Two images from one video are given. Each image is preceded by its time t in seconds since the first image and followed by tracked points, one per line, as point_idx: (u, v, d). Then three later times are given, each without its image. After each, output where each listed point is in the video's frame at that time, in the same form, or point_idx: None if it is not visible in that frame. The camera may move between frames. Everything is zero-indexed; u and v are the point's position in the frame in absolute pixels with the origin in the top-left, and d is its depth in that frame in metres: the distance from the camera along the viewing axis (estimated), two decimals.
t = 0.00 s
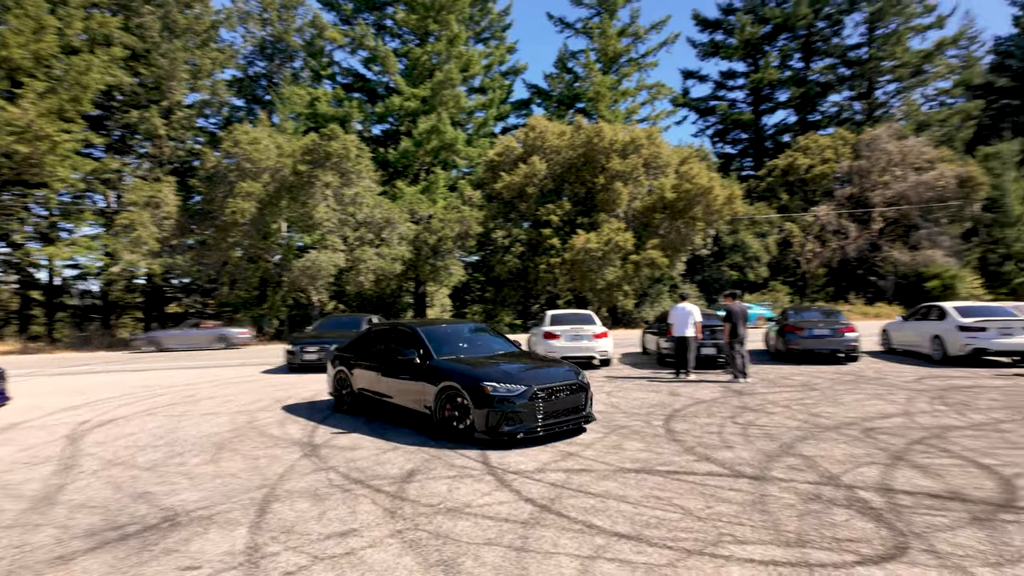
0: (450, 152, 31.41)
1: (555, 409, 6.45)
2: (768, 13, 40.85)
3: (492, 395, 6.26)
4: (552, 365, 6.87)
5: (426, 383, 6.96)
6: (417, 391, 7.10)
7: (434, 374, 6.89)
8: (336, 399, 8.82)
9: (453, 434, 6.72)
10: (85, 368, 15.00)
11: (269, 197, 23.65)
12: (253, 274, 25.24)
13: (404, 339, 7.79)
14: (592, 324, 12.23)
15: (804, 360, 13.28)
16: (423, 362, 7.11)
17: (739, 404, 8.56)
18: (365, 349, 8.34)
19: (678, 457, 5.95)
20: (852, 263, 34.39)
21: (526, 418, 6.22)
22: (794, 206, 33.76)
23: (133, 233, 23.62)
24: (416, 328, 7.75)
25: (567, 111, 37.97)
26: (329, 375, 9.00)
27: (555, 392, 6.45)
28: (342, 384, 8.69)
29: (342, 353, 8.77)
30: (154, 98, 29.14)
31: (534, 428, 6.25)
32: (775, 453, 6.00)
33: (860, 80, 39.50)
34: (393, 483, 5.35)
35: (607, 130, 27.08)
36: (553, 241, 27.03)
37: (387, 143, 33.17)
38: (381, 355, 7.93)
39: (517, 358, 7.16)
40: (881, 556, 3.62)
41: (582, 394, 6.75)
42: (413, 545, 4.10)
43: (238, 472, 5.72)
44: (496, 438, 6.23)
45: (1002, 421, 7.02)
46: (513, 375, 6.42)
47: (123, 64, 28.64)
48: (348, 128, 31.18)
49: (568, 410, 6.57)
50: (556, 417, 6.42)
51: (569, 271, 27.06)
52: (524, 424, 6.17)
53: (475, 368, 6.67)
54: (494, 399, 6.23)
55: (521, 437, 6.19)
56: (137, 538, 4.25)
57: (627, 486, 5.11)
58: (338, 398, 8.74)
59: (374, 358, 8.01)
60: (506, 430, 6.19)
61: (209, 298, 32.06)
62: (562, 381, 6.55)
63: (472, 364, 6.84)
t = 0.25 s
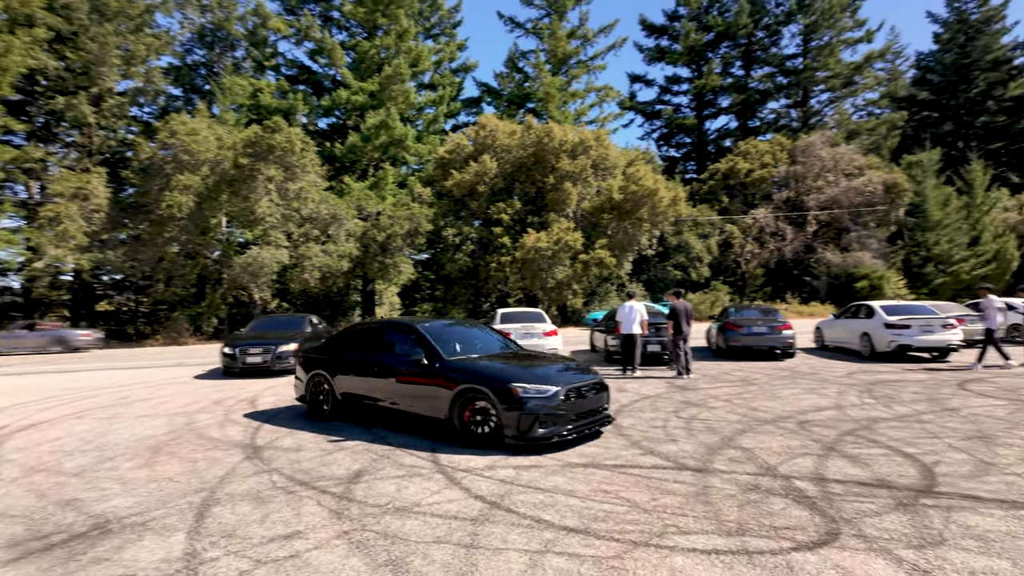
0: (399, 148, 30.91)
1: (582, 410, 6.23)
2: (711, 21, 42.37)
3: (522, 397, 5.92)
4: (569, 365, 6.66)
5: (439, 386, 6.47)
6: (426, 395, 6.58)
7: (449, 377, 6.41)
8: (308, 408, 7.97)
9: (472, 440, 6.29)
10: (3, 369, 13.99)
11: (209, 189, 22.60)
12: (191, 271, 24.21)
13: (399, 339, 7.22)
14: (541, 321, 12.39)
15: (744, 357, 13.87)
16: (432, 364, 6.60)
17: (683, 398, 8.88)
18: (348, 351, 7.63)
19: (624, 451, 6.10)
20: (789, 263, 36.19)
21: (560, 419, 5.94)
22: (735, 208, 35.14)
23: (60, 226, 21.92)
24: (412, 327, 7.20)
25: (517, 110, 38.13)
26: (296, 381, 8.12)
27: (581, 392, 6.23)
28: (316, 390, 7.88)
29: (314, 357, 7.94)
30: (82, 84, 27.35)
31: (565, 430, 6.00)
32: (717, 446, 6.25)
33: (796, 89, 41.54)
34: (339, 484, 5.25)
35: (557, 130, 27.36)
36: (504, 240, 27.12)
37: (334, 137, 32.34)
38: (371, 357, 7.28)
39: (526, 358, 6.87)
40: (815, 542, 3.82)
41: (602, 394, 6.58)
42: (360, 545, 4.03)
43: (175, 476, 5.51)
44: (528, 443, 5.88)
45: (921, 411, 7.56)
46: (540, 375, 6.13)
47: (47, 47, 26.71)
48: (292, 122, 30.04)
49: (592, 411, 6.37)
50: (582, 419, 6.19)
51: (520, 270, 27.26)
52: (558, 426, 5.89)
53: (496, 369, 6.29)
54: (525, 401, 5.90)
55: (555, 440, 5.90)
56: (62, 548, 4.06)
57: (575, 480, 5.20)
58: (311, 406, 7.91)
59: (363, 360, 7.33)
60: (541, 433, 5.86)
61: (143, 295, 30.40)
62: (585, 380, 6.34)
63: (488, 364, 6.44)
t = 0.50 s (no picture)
0: (376, 144, 30.56)
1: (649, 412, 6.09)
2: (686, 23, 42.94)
3: (592, 398, 5.75)
4: (625, 364, 6.51)
5: (494, 388, 6.21)
6: (479, 398, 6.30)
7: (508, 378, 6.15)
8: (332, 413, 7.52)
9: (532, 444, 6.06)
10: None
11: (181, 185, 21.89)
12: (162, 268, 23.91)
13: (441, 338, 6.89)
14: (521, 320, 12.45)
15: (720, 354, 14.14)
16: (487, 365, 6.32)
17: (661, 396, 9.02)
18: (381, 351, 7.25)
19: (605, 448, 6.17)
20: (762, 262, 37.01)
21: (631, 420, 5.80)
22: (710, 208, 35.73)
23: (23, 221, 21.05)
24: (454, 325, 6.89)
25: (495, 108, 38.05)
26: (317, 383, 7.64)
27: (647, 392, 6.09)
28: (343, 392, 7.44)
29: (340, 358, 7.48)
30: (45, 75, 26.43)
31: (636, 433, 5.84)
32: (696, 443, 6.37)
33: (769, 91, 42.35)
34: (321, 484, 5.20)
35: (535, 129, 27.40)
36: (482, 238, 27.13)
37: (309, 133, 31.87)
38: (412, 357, 6.91)
39: (578, 357, 6.67)
40: (794, 537, 3.93)
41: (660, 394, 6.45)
42: (343, 546, 4.00)
43: (150, 478, 5.41)
44: (600, 447, 5.71)
45: (892, 408, 7.80)
46: (606, 375, 5.96)
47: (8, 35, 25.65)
48: (266, 117, 29.44)
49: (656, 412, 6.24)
50: (649, 420, 6.05)
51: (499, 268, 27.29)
52: (630, 427, 5.74)
53: (558, 369, 6.08)
54: (595, 402, 5.74)
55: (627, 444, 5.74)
56: (34, 552, 3.98)
57: (557, 478, 5.23)
58: (337, 410, 7.47)
59: (401, 361, 6.97)
60: (615, 436, 5.69)
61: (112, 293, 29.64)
62: (648, 379, 6.21)
63: (547, 364, 6.22)
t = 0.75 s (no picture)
0: (375, 143, 30.51)
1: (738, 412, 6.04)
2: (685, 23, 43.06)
3: (691, 399, 5.65)
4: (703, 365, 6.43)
5: (583, 390, 6.00)
6: (565, 400, 6.08)
7: (597, 379, 5.97)
8: (386, 418, 7.15)
9: (623, 448, 5.88)
10: None
11: (180, 184, 21.86)
12: (161, 267, 23.78)
13: (511, 338, 6.65)
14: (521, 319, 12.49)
15: (720, 354, 14.21)
16: (571, 365, 6.12)
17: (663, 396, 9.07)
18: (444, 352, 6.93)
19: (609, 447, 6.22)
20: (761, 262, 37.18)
21: (729, 421, 5.72)
22: (708, 208, 35.85)
23: (22, 220, 21.04)
24: (524, 325, 6.67)
25: (494, 107, 38.07)
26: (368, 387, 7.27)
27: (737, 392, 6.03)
28: (398, 396, 7.11)
29: (395, 361, 7.15)
30: (42, 73, 26.35)
31: (734, 434, 5.76)
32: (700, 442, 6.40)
33: (768, 91, 42.46)
34: (327, 483, 5.22)
35: (534, 129, 27.42)
36: (482, 237, 27.13)
37: (308, 132, 31.84)
38: (481, 357, 6.63)
39: (653, 357, 6.55)
40: (801, 536, 3.97)
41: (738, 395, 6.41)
42: (352, 545, 4.02)
43: (156, 477, 5.42)
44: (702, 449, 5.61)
45: (892, 408, 7.86)
46: (701, 376, 5.87)
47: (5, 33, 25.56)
48: (264, 115, 29.37)
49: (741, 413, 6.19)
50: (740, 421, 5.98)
51: (498, 267, 27.35)
52: (728, 428, 5.66)
53: (649, 370, 5.95)
54: (697, 403, 5.63)
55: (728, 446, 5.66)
56: (44, 551, 3.99)
57: (563, 478, 5.26)
58: (390, 415, 7.12)
59: (468, 362, 6.68)
60: (717, 437, 5.61)
61: (110, 292, 29.59)
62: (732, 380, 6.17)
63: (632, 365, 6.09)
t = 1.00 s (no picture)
0: (383, 144, 30.62)
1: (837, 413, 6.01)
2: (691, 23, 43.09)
3: (803, 400, 5.57)
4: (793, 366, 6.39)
5: (687, 392, 5.85)
6: (667, 403, 5.92)
7: (701, 381, 5.83)
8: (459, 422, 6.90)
9: (731, 452, 5.76)
10: None
11: (189, 184, 22.05)
12: (171, 267, 23.86)
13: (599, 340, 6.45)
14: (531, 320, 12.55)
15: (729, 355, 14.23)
16: (671, 368, 5.98)
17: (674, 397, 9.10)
18: (526, 355, 6.69)
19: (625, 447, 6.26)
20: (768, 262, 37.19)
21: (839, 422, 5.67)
22: (715, 208, 35.89)
23: (34, 220, 21.24)
24: (612, 326, 6.49)
25: (500, 108, 38.17)
26: (439, 390, 6.99)
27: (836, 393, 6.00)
28: (473, 400, 6.85)
29: (471, 363, 6.88)
30: (52, 74, 26.56)
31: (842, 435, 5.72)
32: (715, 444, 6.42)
33: (774, 91, 42.41)
34: (347, 482, 5.27)
35: (541, 129, 27.47)
36: (489, 238, 27.18)
37: (315, 133, 31.94)
38: (570, 360, 6.42)
39: (741, 358, 6.47)
40: (821, 538, 4.00)
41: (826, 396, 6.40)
42: (376, 544, 4.07)
43: (177, 476, 5.48)
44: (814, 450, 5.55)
45: (906, 410, 7.86)
46: (805, 377, 5.81)
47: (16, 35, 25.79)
48: (272, 116, 29.49)
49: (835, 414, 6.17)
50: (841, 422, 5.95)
51: (505, 267, 27.42)
52: (838, 429, 5.60)
53: (754, 371, 5.86)
54: (810, 404, 5.57)
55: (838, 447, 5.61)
56: (74, 548, 4.05)
57: (581, 478, 5.30)
58: (464, 419, 6.86)
59: (554, 365, 6.46)
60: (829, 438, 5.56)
61: (119, 292, 29.80)
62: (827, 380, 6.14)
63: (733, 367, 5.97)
